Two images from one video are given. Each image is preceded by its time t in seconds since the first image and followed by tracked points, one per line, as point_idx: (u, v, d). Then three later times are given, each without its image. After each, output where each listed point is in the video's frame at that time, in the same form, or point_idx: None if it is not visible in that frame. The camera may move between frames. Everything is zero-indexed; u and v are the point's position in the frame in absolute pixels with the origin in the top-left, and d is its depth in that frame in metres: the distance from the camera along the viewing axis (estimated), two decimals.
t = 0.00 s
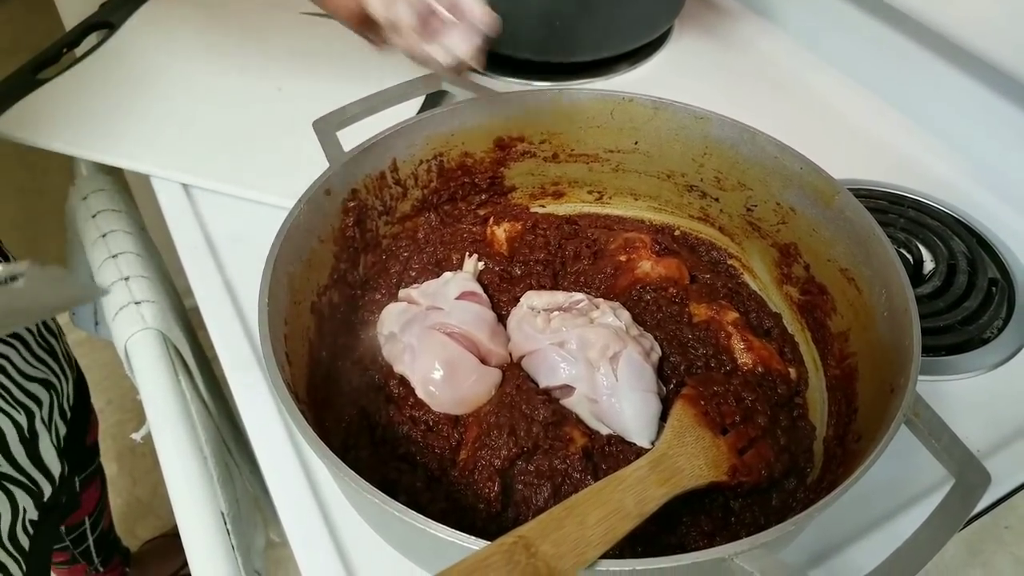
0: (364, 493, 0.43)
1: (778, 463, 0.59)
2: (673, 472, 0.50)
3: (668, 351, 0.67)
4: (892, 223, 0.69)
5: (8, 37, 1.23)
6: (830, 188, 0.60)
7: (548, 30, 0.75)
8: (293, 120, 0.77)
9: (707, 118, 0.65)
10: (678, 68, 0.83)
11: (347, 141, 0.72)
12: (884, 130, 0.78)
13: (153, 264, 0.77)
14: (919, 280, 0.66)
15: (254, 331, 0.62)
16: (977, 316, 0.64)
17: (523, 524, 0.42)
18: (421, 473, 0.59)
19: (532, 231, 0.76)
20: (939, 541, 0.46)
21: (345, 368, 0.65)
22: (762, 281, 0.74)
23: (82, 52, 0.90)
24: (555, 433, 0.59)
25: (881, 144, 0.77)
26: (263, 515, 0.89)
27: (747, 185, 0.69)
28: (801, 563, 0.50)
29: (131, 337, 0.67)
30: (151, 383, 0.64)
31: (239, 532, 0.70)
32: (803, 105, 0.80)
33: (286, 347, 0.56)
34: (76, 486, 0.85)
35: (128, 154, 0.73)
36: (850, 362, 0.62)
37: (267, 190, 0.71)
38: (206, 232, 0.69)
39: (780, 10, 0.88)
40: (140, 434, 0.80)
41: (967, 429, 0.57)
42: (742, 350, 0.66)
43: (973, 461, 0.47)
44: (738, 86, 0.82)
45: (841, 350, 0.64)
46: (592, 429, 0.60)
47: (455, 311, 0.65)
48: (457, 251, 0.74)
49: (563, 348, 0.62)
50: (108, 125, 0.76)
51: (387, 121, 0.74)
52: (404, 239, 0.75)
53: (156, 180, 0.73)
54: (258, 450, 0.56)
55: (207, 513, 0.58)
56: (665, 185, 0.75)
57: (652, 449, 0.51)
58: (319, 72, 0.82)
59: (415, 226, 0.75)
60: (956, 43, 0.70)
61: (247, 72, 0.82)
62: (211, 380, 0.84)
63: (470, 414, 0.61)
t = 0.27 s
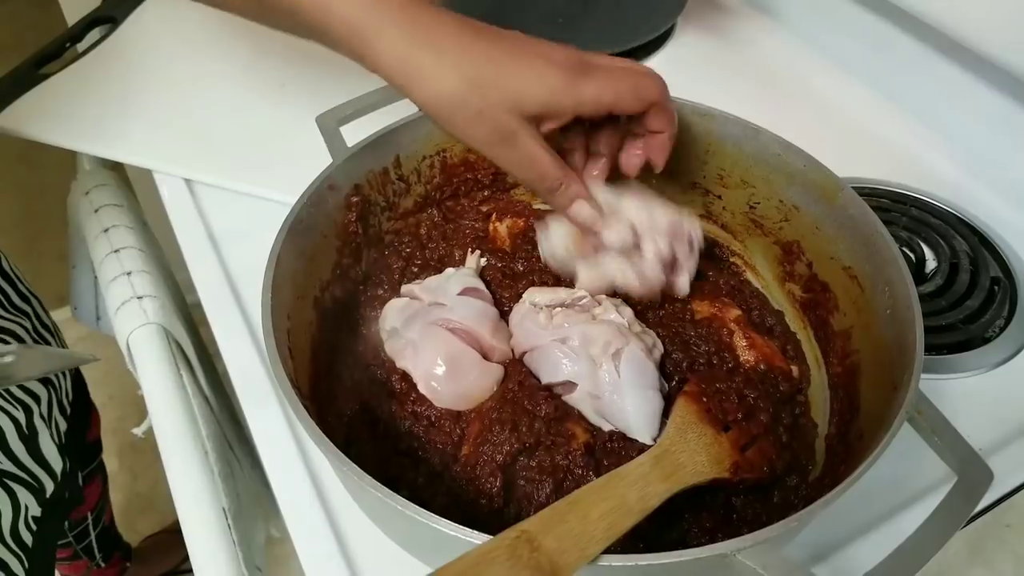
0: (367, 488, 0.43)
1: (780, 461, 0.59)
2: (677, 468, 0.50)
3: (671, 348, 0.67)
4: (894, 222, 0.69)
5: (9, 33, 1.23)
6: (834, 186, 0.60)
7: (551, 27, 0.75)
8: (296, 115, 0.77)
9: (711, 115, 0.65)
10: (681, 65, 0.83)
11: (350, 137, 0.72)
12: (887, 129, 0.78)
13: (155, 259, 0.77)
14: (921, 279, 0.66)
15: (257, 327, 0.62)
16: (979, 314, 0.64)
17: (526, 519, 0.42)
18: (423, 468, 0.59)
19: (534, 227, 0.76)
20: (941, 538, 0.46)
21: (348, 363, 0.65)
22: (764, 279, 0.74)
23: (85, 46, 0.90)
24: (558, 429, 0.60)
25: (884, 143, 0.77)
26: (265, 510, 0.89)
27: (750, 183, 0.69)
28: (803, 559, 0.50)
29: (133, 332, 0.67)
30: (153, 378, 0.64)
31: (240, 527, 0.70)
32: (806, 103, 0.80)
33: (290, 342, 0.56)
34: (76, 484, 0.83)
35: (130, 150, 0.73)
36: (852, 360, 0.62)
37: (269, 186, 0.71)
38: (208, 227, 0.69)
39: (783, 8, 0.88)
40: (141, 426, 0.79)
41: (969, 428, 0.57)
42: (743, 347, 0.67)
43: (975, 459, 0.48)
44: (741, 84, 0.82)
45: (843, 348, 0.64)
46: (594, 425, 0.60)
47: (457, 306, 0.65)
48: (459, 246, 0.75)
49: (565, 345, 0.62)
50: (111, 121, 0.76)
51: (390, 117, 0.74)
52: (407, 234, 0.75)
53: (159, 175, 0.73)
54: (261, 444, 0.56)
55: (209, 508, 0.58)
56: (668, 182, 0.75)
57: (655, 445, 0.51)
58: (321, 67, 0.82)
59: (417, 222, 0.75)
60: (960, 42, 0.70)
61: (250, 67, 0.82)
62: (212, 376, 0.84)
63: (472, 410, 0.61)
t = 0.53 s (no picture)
0: (369, 485, 0.43)
1: (782, 460, 0.59)
2: (678, 467, 0.50)
3: (674, 348, 0.67)
4: (896, 221, 0.69)
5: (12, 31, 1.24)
6: (835, 185, 0.60)
7: (553, 26, 0.75)
8: (298, 114, 0.77)
9: (713, 114, 0.65)
10: (683, 64, 0.83)
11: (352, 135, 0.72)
12: (888, 128, 0.78)
13: (157, 257, 0.77)
14: (922, 278, 0.66)
15: (259, 324, 0.62)
16: (980, 314, 0.64)
17: (527, 516, 0.42)
18: (424, 466, 0.59)
19: (535, 224, 0.76)
20: (942, 537, 0.46)
21: (349, 360, 0.65)
22: (766, 278, 0.74)
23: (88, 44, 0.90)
24: (558, 427, 0.60)
25: (886, 142, 0.77)
26: (266, 509, 0.90)
27: (751, 181, 0.69)
28: (804, 557, 0.50)
29: (135, 330, 0.67)
30: (155, 375, 0.64)
31: (241, 525, 0.70)
32: (808, 103, 0.80)
33: (291, 339, 0.56)
34: (89, 476, 0.85)
35: (133, 147, 0.73)
36: (853, 358, 0.62)
37: (271, 184, 0.71)
38: (210, 225, 0.69)
39: (785, 8, 0.88)
40: (145, 426, 0.78)
41: (969, 427, 0.57)
42: (748, 346, 0.67)
43: (975, 458, 0.47)
44: (743, 84, 0.82)
45: (844, 347, 0.64)
46: (594, 424, 0.61)
47: (459, 305, 0.65)
48: (460, 245, 0.75)
49: (566, 344, 0.62)
50: (113, 118, 0.76)
51: (392, 115, 0.74)
52: (409, 233, 0.75)
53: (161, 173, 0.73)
54: (263, 442, 0.56)
55: (211, 505, 0.58)
56: (669, 181, 0.75)
57: (657, 443, 0.51)
58: (324, 66, 0.82)
59: (419, 220, 0.75)
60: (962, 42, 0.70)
61: (252, 65, 0.82)
62: (214, 374, 0.84)
63: (473, 407, 0.61)
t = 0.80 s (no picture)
0: (369, 488, 0.43)
1: (781, 461, 0.59)
2: (678, 468, 0.50)
3: (674, 350, 0.67)
4: (894, 222, 0.69)
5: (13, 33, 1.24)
6: (833, 186, 0.60)
7: (553, 28, 0.75)
8: (298, 116, 0.77)
9: (711, 117, 0.65)
10: (683, 66, 0.84)
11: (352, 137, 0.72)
12: (887, 129, 0.79)
13: (158, 260, 0.77)
14: (920, 279, 0.67)
15: (259, 327, 0.63)
16: (979, 314, 0.64)
17: (526, 517, 0.42)
18: (424, 468, 0.59)
19: (534, 226, 0.77)
20: (940, 538, 0.46)
21: (349, 363, 0.65)
22: (764, 279, 0.74)
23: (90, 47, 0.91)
24: (558, 429, 0.60)
25: (885, 143, 0.77)
26: (267, 511, 0.90)
27: (750, 183, 0.69)
28: (803, 558, 0.50)
29: (135, 332, 0.67)
30: (156, 377, 0.64)
31: (241, 527, 0.70)
32: (806, 104, 0.80)
33: (292, 342, 0.56)
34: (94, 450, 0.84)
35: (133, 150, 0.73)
36: (851, 360, 0.63)
37: (271, 187, 0.71)
38: (210, 228, 0.69)
39: (783, 9, 0.88)
40: (142, 426, 0.78)
41: (968, 428, 0.57)
42: (748, 348, 0.67)
43: (973, 459, 0.48)
44: (741, 85, 0.82)
45: (843, 348, 0.64)
46: (593, 426, 0.61)
47: (458, 307, 0.65)
48: (460, 247, 0.75)
49: (565, 346, 0.62)
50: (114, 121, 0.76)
51: (392, 118, 0.74)
52: (408, 235, 0.75)
53: (162, 176, 0.73)
54: (263, 444, 0.56)
55: (211, 507, 0.59)
56: (668, 183, 0.76)
57: (656, 445, 0.51)
58: (324, 68, 0.82)
59: (418, 222, 0.75)
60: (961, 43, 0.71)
61: (252, 68, 0.82)
62: (214, 377, 0.84)
63: (472, 410, 0.62)
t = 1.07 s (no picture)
0: (369, 488, 0.43)
1: (781, 462, 0.59)
2: (677, 467, 0.50)
3: (673, 350, 0.67)
4: (893, 223, 0.69)
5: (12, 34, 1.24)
6: (832, 187, 0.61)
7: (552, 29, 0.75)
8: (297, 117, 0.78)
9: (711, 117, 0.65)
10: (682, 67, 0.84)
11: (351, 138, 0.72)
12: (887, 129, 0.79)
13: (158, 261, 0.77)
14: (920, 279, 0.67)
15: (259, 327, 0.63)
16: (979, 315, 0.64)
17: (526, 517, 0.42)
18: (424, 468, 0.59)
19: (534, 226, 0.77)
20: (940, 538, 0.46)
21: (349, 363, 0.65)
22: (764, 279, 0.74)
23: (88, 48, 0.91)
24: (558, 430, 0.60)
25: (885, 143, 0.77)
26: (267, 511, 0.90)
27: (749, 183, 0.69)
28: (802, 558, 0.50)
29: (135, 333, 0.67)
30: (156, 378, 0.64)
31: (241, 527, 0.70)
32: (806, 104, 0.80)
33: (291, 342, 0.56)
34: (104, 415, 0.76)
35: (133, 151, 0.74)
36: (851, 360, 0.63)
37: (270, 188, 0.71)
38: (210, 228, 0.70)
39: (783, 10, 0.88)
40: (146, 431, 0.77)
41: (967, 428, 0.57)
42: (747, 348, 0.67)
43: (972, 458, 0.48)
44: (741, 85, 0.82)
45: (842, 348, 0.64)
46: (593, 426, 0.61)
47: (458, 308, 0.65)
48: (459, 247, 0.75)
49: (565, 346, 0.62)
50: (114, 123, 0.76)
51: (391, 119, 0.74)
52: (408, 236, 0.75)
53: (162, 177, 0.73)
54: (263, 444, 0.56)
55: (211, 507, 0.59)
56: (668, 184, 0.76)
57: (655, 445, 0.51)
58: (323, 69, 0.82)
59: (418, 223, 0.75)
60: (960, 44, 0.71)
61: (252, 69, 0.82)
62: (214, 377, 0.84)
63: (472, 410, 0.62)
